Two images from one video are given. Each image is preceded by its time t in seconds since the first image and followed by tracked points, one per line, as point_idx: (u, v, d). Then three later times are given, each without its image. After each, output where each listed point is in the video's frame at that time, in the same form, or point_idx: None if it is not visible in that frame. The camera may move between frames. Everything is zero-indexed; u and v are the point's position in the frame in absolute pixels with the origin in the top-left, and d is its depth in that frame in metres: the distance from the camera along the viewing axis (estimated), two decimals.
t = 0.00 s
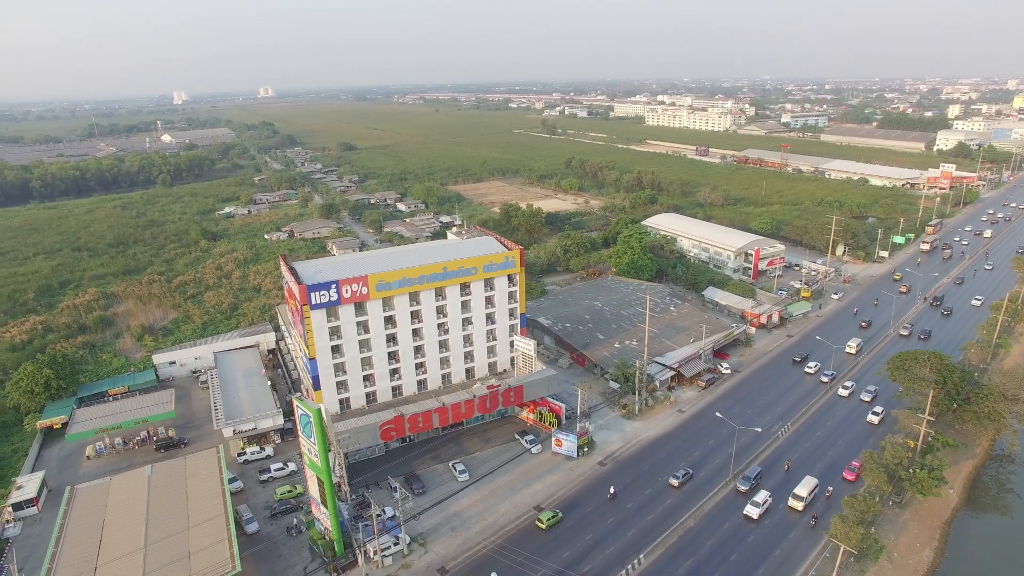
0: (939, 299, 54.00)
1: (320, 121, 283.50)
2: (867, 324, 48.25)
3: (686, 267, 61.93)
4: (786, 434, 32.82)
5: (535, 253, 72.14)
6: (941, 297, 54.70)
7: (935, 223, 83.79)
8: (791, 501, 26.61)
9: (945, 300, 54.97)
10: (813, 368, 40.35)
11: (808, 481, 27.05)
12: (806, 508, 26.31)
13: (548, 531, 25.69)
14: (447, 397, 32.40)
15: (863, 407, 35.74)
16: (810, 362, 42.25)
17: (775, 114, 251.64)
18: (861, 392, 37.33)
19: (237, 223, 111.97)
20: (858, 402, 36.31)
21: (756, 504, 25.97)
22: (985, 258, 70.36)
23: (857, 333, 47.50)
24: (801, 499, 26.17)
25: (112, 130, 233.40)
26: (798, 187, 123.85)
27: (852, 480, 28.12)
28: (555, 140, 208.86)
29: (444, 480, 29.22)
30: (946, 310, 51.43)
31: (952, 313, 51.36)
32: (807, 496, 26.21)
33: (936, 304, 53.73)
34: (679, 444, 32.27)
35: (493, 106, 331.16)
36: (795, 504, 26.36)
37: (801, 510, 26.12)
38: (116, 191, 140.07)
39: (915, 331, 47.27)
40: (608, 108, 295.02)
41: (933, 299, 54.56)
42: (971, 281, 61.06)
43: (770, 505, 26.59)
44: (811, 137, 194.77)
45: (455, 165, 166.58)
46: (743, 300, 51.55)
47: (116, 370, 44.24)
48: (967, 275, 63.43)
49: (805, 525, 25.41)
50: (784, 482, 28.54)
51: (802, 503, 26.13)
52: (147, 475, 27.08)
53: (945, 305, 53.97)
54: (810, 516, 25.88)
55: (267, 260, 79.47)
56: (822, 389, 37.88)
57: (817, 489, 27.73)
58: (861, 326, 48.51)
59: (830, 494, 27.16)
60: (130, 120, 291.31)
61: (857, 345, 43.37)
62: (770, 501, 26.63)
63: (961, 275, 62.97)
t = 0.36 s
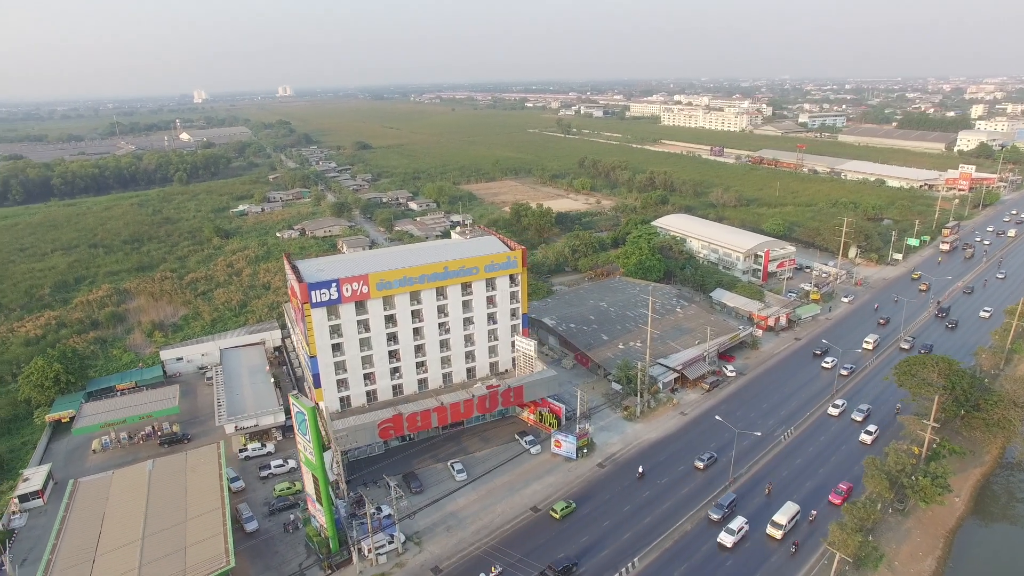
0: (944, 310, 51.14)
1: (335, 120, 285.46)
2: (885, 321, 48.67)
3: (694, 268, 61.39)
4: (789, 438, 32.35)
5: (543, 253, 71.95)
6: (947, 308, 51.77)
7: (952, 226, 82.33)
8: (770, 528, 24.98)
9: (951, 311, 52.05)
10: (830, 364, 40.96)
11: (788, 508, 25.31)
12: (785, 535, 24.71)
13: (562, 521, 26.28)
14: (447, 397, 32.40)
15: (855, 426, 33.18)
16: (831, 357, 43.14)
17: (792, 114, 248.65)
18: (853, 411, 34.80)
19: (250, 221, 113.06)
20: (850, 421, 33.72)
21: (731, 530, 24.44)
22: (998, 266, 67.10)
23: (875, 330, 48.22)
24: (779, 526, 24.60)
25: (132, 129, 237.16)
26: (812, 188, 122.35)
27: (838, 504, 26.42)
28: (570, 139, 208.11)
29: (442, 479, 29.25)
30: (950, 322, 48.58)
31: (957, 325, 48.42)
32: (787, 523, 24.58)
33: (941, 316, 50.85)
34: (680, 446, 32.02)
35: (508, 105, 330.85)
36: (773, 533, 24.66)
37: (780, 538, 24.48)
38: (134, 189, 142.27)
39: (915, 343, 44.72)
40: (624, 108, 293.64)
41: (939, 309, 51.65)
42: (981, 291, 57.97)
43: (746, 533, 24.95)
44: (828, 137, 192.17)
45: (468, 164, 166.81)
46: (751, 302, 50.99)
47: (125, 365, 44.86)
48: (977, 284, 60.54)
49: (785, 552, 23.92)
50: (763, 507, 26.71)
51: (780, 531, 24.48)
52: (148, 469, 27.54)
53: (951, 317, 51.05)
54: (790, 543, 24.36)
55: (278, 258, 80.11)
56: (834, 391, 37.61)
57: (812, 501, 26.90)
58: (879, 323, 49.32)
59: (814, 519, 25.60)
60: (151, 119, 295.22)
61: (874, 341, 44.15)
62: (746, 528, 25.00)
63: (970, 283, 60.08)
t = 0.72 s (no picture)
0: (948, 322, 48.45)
1: (351, 119, 287.22)
2: (903, 318, 49.48)
3: (702, 270, 60.85)
4: (792, 442, 32.03)
5: (551, 253, 71.76)
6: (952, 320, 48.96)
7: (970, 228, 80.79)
8: (742, 557, 23.54)
9: (956, 323, 49.30)
10: (848, 359, 41.80)
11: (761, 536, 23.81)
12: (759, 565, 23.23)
13: (577, 511, 26.93)
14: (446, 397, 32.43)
15: (841, 448, 31.17)
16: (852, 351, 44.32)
17: (810, 115, 245.66)
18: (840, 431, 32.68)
19: (263, 219, 114.08)
20: (837, 443, 31.66)
21: (699, 559, 23.12)
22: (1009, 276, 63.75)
23: (894, 326, 49.28)
24: (752, 556, 23.09)
25: (152, 127, 240.66)
26: (827, 190, 120.79)
27: (821, 530, 24.93)
28: (586, 139, 207.40)
29: (440, 479, 29.32)
30: (954, 335, 45.99)
31: (960, 339, 45.77)
32: (760, 554, 23.06)
33: (944, 328, 48.22)
34: (681, 450, 31.76)
35: (523, 105, 330.57)
36: (745, 564, 23.17)
37: (752, 569, 22.98)
38: (151, 187, 144.31)
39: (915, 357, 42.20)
40: (640, 108, 292.02)
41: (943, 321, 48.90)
42: (991, 302, 54.81)
43: (716, 562, 23.57)
44: (846, 138, 189.35)
45: (481, 163, 166.97)
46: (759, 304, 50.45)
47: (134, 361, 45.46)
48: (986, 294, 57.37)
49: None
50: (736, 535, 25.16)
51: (753, 561, 23.00)
52: (149, 465, 27.95)
53: (955, 330, 48.32)
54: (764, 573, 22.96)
55: (289, 256, 80.76)
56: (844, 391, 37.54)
57: (809, 511, 26.27)
58: (898, 322, 50.12)
59: (792, 544, 24.19)
60: (171, 118, 299.19)
61: (892, 338, 44.95)
62: (716, 557, 23.60)
63: (980, 293, 57.36)
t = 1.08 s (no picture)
0: (949, 335, 46.01)
1: (365, 117, 288.64)
2: (924, 315, 50.09)
3: (710, 270, 60.28)
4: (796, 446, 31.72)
5: (558, 253, 71.54)
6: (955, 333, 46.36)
7: (986, 231, 79.22)
8: None
9: (958, 336, 46.86)
10: (866, 355, 42.52)
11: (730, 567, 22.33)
12: None
13: (591, 502, 27.53)
14: (445, 397, 32.47)
15: (824, 472, 29.19)
16: (871, 347, 45.07)
17: (827, 114, 242.64)
18: (823, 453, 30.71)
19: (275, 217, 115.13)
20: (818, 466, 29.68)
21: None
22: None
23: (913, 323, 49.76)
24: None
25: (170, 126, 243.86)
26: (842, 191, 119.22)
27: (796, 556, 23.50)
28: (600, 139, 206.56)
29: (438, 478, 29.37)
30: (954, 350, 43.51)
31: (961, 354, 43.27)
32: None
33: (945, 342, 45.72)
34: (681, 452, 31.48)
35: (538, 104, 330.15)
36: None
37: None
38: (167, 185, 146.23)
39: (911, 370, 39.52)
40: (655, 107, 290.35)
41: (945, 334, 46.42)
42: (999, 313, 51.85)
43: None
44: (863, 138, 186.65)
45: (493, 163, 167.08)
46: (766, 306, 49.88)
47: (142, 357, 46.01)
48: (993, 305, 54.48)
49: None
50: (705, 563, 23.57)
51: None
52: (150, 459, 28.36)
53: (957, 343, 45.80)
54: None
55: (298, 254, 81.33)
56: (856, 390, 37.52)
57: (808, 518, 25.84)
58: (917, 318, 50.74)
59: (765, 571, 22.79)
60: (190, 116, 303.05)
61: (910, 335, 45.60)
62: None
63: (986, 304, 54.13)
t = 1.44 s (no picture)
0: (949, 348, 43.60)
1: (380, 116, 290.15)
2: (944, 314, 50.98)
3: (718, 272, 59.75)
4: (798, 450, 31.26)
5: (566, 254, 71.30)
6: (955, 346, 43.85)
7: (1005, 233, 77.66)
8: None
9: (959, 349, 44.53)
10: (883, 352, 43.37)
11: None
12: None
13: (607, 494, 28.23)
14: (444, 396, 32.55)
15: (800, 497, 27.33)
16: (890, 344, 45.83)
17: (844, 115, 239.43)
18: (802, 476, 28.79)
19: (287, 216, 116.07)
20: (795, 491, 27.84)
21: None
22: None
23: (932, 322, 50.35)
24: None
25: (188, 125, 246.80)
26: (857, 192, 117.57)
27: None
28: (614, 138, 205.72)
29: (436, 477, 29.44)
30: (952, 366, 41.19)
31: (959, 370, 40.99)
32: None
33: (944, 356, 43.28)
34: (682, 455, 31.30)
35: (552, 103, 329.58)
36: None
37: None
38: (183, 183, 148.03)
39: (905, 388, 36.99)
40: (670, 107, 288.49)
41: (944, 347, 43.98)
42: (1006, 325, 49.20)
43: None
44: (881, 139, 183.83)
45: (506, 162, 167.07)
46: (774, 308, 49.35)
47: (150, 353, 46.61)
48: (1001, 316, 51.59)
49: None
50: None
51: None
52: (152, 454, 28.69)
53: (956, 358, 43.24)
54: None
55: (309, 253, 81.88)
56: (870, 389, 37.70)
57: (808, 524, 25.48)
58: (938, 316, 51.44)
59: None
60: (208, 115, 307.19)
61: (928, 332, 46.41)
62: None
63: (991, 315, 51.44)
